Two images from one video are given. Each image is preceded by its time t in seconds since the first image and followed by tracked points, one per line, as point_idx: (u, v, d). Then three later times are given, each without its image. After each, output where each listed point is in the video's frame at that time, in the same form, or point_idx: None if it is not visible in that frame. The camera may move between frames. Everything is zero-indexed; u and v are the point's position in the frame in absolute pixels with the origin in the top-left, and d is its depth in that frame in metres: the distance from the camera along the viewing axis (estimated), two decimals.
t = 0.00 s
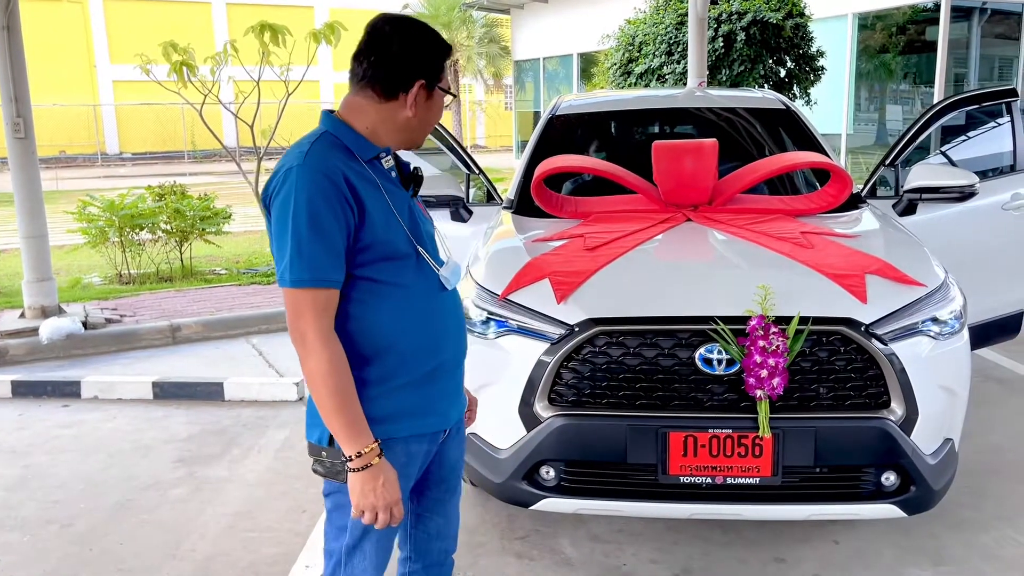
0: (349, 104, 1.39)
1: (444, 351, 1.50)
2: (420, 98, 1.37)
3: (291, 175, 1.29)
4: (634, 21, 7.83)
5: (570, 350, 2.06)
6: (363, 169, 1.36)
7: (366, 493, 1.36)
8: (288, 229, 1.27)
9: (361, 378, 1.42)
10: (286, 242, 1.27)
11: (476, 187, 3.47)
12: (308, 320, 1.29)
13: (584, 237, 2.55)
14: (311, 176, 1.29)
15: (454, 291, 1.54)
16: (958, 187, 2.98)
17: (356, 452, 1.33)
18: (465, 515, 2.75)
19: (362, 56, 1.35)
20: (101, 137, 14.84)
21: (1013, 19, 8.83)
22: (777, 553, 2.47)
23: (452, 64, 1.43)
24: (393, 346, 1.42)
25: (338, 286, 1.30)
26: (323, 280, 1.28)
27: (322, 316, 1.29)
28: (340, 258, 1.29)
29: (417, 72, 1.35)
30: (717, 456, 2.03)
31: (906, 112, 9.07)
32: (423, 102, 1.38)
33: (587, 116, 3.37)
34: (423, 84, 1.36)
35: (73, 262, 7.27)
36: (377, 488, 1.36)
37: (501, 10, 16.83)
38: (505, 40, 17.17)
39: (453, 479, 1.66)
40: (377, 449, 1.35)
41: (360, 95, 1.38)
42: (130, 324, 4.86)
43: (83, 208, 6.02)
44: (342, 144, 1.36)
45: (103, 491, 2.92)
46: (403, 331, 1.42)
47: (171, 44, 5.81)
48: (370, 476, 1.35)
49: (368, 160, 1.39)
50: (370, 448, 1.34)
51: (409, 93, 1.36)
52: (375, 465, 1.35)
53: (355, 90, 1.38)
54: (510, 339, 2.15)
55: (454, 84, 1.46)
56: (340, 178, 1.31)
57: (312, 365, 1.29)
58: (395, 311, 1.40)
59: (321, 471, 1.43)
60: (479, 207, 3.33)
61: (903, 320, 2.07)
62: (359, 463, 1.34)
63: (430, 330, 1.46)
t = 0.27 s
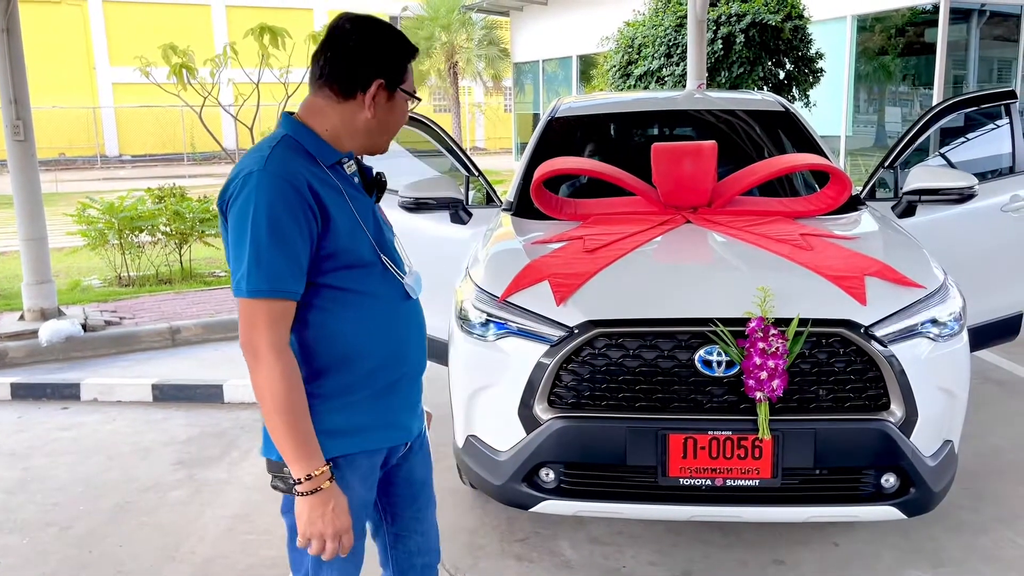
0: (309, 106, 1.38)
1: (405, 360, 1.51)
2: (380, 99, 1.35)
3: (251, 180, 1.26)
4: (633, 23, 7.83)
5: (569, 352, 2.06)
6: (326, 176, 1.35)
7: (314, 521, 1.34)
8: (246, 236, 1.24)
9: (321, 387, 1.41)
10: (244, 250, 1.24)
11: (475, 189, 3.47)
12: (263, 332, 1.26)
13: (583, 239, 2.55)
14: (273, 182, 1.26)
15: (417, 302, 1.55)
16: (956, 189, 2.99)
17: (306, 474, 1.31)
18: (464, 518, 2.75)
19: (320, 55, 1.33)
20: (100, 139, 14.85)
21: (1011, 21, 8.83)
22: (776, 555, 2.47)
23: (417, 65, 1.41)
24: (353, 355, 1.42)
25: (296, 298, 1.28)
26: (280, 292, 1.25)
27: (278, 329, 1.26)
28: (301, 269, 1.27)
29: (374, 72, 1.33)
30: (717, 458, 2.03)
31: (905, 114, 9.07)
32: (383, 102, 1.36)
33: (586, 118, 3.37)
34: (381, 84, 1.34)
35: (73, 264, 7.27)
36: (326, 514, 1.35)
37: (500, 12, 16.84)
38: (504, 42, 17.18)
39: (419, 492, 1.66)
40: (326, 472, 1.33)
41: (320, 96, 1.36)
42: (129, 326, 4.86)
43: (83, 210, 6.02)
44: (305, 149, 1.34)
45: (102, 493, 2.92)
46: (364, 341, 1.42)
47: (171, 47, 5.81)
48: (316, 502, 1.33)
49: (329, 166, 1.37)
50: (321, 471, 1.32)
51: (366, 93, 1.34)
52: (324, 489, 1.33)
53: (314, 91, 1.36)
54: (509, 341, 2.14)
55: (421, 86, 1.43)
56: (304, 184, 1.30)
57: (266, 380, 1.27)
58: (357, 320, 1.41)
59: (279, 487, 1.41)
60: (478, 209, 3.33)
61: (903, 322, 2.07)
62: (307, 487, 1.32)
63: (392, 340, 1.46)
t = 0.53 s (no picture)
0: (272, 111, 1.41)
1: (375, 371, 1.50)
2: (317, 90, 1.33)
3: (217, 184, 1.24)
4: (633, 26, 7.84)
5: (569, 355, 2.05)
6: (294, 181, 1.34)
7: (272, 540, 1.31)
8: (211, 242, 1.22)
9: (288, 398, 1.39)
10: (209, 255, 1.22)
11: (475, 192, 3.45)
12: (228, 340, 1.23)
13: (584, 242, 2.55)
14: (241, 186, 1.24)
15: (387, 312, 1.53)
16: (956, 192, 2.95)
17: (269, 490, 1.29)
18: (464, 521, 2.75)
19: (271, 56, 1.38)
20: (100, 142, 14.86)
21: (1010, 24, 8.85)
22: (777, 558, 2.46)
23: (370, 59, 1.36)
24: (322, 366, 1.40)
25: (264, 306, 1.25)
26: (245, 299, 1.23)
27: (244, 338, 1.24)
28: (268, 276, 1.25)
29: (303, 59, 1.32)
30: (717, 461, 2.03)
31: (905, 117, 9.07)
32: (319, 92, 1.33)
33: (586, 121, 3.37)
34: (312, 72, 1.32)
35: (73, 267, 7.27)
36: (288, 532, 1.32)
37: (500, 15, 16.87)
38: (504, 45, 17.20)
39: (390, 501, 1.65)
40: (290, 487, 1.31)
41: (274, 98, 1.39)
42: (129, 329, 4.86)
43: (83, 213, 6.02)
44: (273, 153, 1.33)
45: (102, 496, 2.92)
46: (333, 351, 1.40)
47: (172, 50, 5.82)
48: (278, 521, 1.30)
49: (300, 171, 1.37)
50: (284, 486, 1.30)
51: (299, 83, 1.33)
52: (286, 506, 1.31)
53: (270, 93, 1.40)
54: (510, 343, 2.14)
55: (380, 82, 1.37)
56: (272, 189, 1.28)
57: (230, 390, 1.24)
58: (326, 329, 1.39)
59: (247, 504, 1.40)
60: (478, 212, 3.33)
61: (903, 325, 2.07)
62: (269, 505, 1.29)
63: (361, 351, 1.45)
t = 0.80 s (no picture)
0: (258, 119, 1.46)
1: (357, 379, 1.47)
2: (274, 89, 1.35)
3: (186, 190, 1.24)
4: (634, 29, 7.85)
5: (570, 358, 2.05)
6: (269, 186, 1.33)
7: (249, 546, 1.29)
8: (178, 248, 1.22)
9: (263, 406, 1.37)
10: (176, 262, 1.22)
11: (477, 194, 3.41)
12: (197, 347, 1.23)
13: (584, 245, 2.55)
14: (209, 192, 1.24)
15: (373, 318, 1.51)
16: (957, 195, 2.93)
17: (241, 497, 1.28)
18: (465, 524, 2.75)
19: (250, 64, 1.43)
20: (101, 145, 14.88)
21: (1011, 27, 8.86)
22: (778, 561, 2.46)
23: (326, 52, 1.35)
24: (297, 374, 1.38)
25: (232, 312, 1.25)
26: (213, 306, 1.23)
27: (213, 344, 1.24)
28: (236, 283, 1.24)
29: (259, 59, 1.35)
30: (719, 464, 2.03)
31: (905, 119, 9.07)
32: (276, 91, 1.35)
33: (588, 123, 3.38)
34: (267, 71, 1.34)
35: (74, 270, 7.28)
36: (265, 539, 1.30)
37: (500, 18, 16.90)
38: (505, 48, 17.23)
39: (380, 511, 1.62)
40: (263, 495, 1.30)
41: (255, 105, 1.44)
42: (131, 332, 4.87)
43: (84, 215, 6.02)
44: (248, 158, 1.33)
45: (103, 499, 2.92)
46: (309, 359, 1.38)
47: (173, 53, 5.84)
48: (255, 526, 1.29)
49: (277, 175, 1.36)
50: (257, 493, 1.29)
51: (258, 84, 1.36)
52: (261, 513, 1.30)
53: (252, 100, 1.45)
54: (511, 346, 2.14)
55: (338, 77, 1.35)
56: (241, 195, 1.27)
57: (199, 397, 1.24)
58: (301, 337, 1.37)
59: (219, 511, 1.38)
60: (480, 215, 3.33)
61: (905, 328, 2.07)
62: (243, 511, 1.29)
63: (340, 359, 1.42)
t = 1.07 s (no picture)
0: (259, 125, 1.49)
1: (345, 388, 1.45)
2: (261, 91, 1.37)
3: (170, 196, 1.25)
4: (635, 32, 7.86)
5: (572, 362, 2.05)
6: (256, 191, 1.32)
7: (215, 552, 1.27)
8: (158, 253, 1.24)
9: (246, 411, 1.37)
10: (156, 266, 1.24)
11: (478, 198, 3.41)
12: (175, 350, 1.25)
13: (586, 248, 2.55)
14: (188, 198, 1.24)
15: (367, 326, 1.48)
16: (958, 198, 2.94)
17: (206, 503, 1.27)
18: (466, 527, 2.74)
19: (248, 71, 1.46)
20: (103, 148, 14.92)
21: (1013, 30, 8.86)
22: (780, 565, 2.46)
23: (307, 51, 1.36)
24: (279, 381, 1.36)
25: (208, 318, 1.25)
26: (186, 312, 1.23)
27: (189, 349, 1.25)
28: (211, 289, 1.24)
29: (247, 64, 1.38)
30: (720, 468, 2.02)
31: (907, 122, 9.07)
32: (262, 93, 1.37)
33: (589, 127, 3.38)
34: (254, 74, 1.37)
35: (77, 273, 7.29)
36: (228, 546, 1.27)
37: (502, 21, 16.92)
38: (506, 51, 17.24)
39: (377, 520, 1.60)
40: (229, 502, 1.28)
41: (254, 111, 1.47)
42: (133, 334, 4.87)
43: (86, 218, 6.03)
44: (238, 164, 1.33)
45: (104, 502, 2.92)
46: (291, 366, 1.36)
47: (176, 56, 5.85)
48: (221, 532, 1.27)
49: (269, 179, 1.34)
50: (221, 501, 1.27)
51: (247, 87, 1.38)
52: (225, 520, 1.27)
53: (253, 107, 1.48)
54: (513, 350, 2.14)
55: (319, 75, 1.36)
56: (222, 202, 1.27)
57: (176, 400, 1.25)
58: (284, 344, 1.35)
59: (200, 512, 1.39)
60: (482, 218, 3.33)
61: (907, 331, 2.07)
62: (207, 516, 1.27)
63: (325, 368, 1.40)
